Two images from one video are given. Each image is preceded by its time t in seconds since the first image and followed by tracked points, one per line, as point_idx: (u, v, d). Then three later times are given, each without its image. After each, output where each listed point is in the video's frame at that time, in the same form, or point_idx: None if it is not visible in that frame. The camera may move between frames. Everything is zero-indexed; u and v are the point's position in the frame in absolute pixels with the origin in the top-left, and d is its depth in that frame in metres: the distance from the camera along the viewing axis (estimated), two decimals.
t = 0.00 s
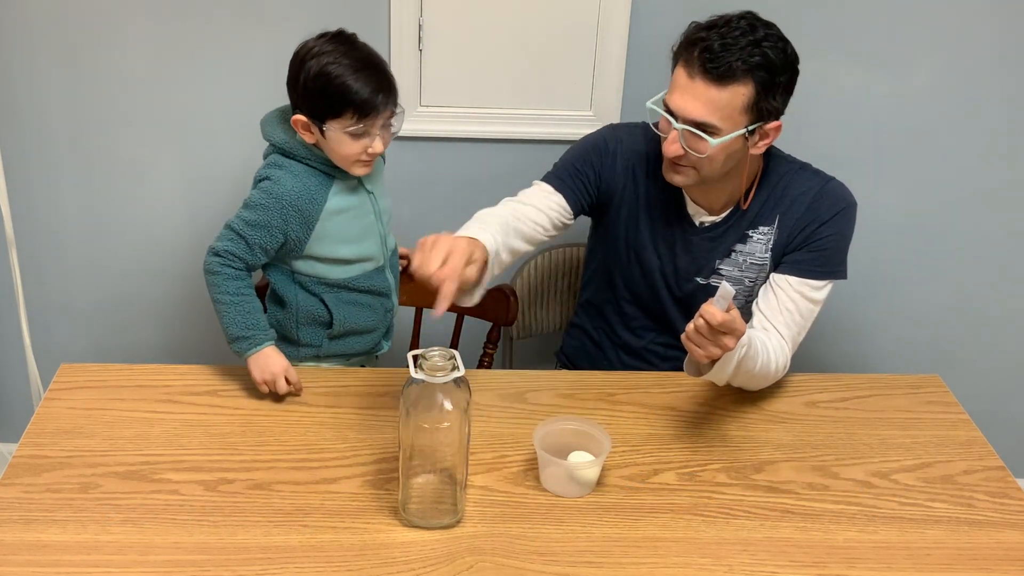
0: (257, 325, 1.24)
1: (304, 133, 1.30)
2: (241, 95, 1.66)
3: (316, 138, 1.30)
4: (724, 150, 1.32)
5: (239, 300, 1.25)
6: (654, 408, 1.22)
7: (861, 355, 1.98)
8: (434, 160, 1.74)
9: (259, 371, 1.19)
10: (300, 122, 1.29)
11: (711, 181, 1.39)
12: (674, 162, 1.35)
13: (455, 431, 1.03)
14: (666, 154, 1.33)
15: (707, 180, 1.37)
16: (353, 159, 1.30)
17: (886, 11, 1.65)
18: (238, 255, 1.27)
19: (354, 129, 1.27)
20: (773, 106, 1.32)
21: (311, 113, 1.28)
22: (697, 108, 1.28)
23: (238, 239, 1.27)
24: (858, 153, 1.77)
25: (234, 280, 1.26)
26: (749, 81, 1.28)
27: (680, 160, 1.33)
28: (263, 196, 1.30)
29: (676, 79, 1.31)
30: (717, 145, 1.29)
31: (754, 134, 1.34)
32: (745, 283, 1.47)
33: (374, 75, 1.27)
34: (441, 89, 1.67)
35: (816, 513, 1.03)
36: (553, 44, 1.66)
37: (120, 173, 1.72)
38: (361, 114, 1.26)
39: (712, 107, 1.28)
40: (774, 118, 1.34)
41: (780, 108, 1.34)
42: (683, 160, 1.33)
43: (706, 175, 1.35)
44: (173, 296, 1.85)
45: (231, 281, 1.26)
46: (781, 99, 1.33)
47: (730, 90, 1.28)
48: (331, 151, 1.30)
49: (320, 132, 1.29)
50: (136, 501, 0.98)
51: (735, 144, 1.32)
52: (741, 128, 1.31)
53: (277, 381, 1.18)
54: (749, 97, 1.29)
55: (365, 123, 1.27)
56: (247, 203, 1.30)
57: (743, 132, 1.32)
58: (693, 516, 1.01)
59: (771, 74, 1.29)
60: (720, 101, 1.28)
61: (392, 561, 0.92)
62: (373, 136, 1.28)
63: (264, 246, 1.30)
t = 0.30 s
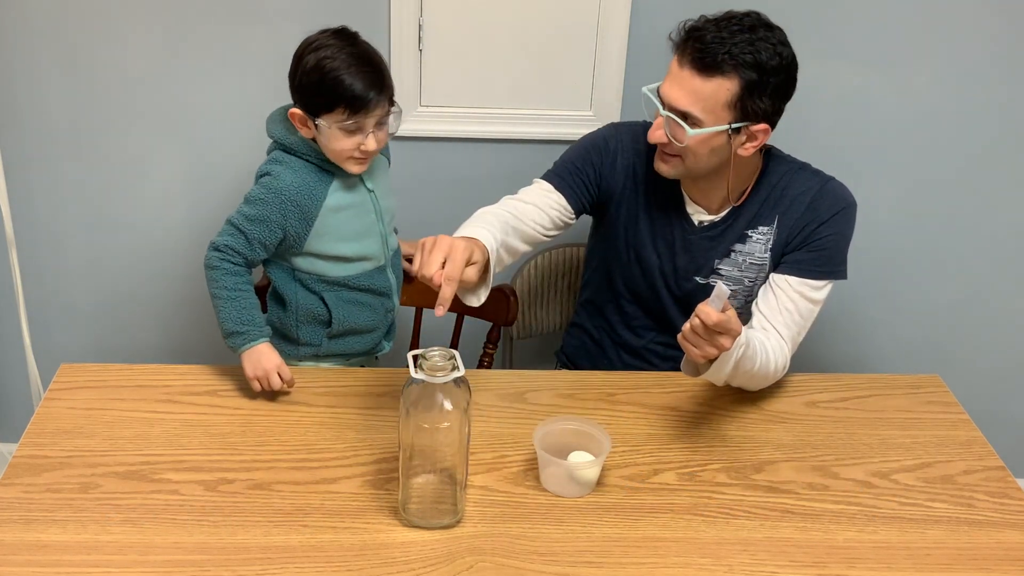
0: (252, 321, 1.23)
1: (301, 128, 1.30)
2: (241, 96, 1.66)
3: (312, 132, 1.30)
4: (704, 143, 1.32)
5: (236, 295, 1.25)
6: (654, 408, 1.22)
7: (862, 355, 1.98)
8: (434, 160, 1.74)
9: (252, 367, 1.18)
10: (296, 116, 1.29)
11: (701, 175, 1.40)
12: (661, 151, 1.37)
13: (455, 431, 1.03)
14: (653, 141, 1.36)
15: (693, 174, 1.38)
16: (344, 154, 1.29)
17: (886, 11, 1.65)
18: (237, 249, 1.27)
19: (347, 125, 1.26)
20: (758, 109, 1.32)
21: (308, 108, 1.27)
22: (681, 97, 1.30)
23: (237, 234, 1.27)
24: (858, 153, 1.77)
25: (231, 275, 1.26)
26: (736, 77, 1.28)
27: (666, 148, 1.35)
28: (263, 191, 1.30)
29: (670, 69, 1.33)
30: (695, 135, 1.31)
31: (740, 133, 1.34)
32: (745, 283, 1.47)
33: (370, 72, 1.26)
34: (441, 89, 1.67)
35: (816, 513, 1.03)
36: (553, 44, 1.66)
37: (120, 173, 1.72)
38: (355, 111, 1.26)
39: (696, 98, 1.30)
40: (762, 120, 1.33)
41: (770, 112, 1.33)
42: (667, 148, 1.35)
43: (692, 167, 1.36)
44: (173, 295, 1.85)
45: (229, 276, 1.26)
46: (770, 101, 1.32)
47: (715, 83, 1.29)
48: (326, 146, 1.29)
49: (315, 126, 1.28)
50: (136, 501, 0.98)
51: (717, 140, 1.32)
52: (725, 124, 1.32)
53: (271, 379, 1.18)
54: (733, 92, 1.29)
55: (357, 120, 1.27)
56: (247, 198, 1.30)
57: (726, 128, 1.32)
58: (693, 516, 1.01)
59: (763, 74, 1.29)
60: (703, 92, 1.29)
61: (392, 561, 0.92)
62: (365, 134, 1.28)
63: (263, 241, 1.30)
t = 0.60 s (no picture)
0: (271, 320, 1.23)
1: (330, 133, 1.31)
2: (241, 95, 1.66)
3: (342, 133, 1.32)
4: (703, 139, 1.32)
5: (251, 296, 1.24)
6: (654, 408, 1.22)
7: (862, 355, 1.98)
8: (434, 160, 1.74)
9: (276, 364, 1.18)
10: (326, 123, 1.30)
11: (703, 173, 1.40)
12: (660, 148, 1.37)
13: (455, 431, 1.03)
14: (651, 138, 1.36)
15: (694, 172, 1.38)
16: (387, 138, 1.34)
17: (886, 11, 1.65)
18: (249, 250, 1.25)
19: (384, 106, 1.31)
20: (756, 107, 1.31)
21: (338, 111, 1.29)
22: (679, 94, 1.31)
23: (248, 234, 1.26)
24: (858, 153, 1.77)
25: (245, 276, 1.24)
26: (734, 74, 1.28)
27: (663, 146, 1.36)
28: (274, 191, 1.29)
29: (670, 66, 1.34)
30: (691, 131, 1.31)
31: (737, 131, 1.34)
32: (745, 283, 1.47)
33: (375, 54, 1.30)
34: (441, 89, 1.67)
35: (816, 513, 1.03)
36: (553, 44, 1.66)
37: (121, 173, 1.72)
38: (387, 90, 1.31)
39: (693, 94, 1.30)
40: (760, 119, 1.33)
41: (768, 111, 1.33)
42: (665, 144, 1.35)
43: (689, 165, 1.36)
44: (173, 295, 1.85)
45: (243, 277, 1.24)
46: (768, 99, 1.32)
47: (712, 79, 1.29)
48: (366, 138, 1.32)
49: (349, 125, 1.31)
50: (136, 501, 0.98)
51: (715, 137, 1.32)
52: (722, 121, 1.32)
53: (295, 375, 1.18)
54: (730, 89, 1.29)
55: (390, 99, 1.32)
56: (256, 199, 1.29)
57: (723, 125, 1.32)
58: (693, 516, 1.01)
59: (761, 72, 1.29)
60: (701, 89, 1.30)
61: (392, 561, 0.92)
62: (397, 108, 1.34)
63: (276, 241, 1.29)
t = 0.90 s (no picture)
0: (278, 318, 1.22)
1: (333, 130, 1.31)
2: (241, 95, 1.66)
3: (344, 131, 1.32)
4: (702, 137, 1.32)
5: (257, 294, 1.23)
6: (653, 408, 1.22)
7: (862, 355, 1.98)
8: (434, 160, 1.74)
9: (287, 363, 1.18)
10: (329, 119, 1.30)
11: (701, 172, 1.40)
12: (660, 147, 1.37)
13: (455, 431, 1.03)
14: (651, 137, 1.36)
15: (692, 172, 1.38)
16: (388, 135, 1.34)
17: (886, 12, 1.65)
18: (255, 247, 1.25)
19: (387, 103, 1.32)
20: (756, 105, 1.31)
21: (341, 108, 1.29)
22: (678, 92, 1.31)
23: (254, 232, 1.25)
24: (859, 153, 1.77)
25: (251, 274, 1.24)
26: (733, 72, 1.28)
27: (664, 144, 1.36)
28: (278, 188, 1.28)
29: (669, 65, 1.34)
30: (690, 130, 1.31)
31: (737, 129, 1.34)
32: (745, 282, 1.47)
33: (376, 51, 1.30)
34: (441, 89, 1.67)
35: (816, 513, 1.03)
36: (553, 44, 1.66)
37: (121, 173, 1.72)
38: (390, 87, 1.31)
39: (692, 92, 1.30)
40: (760, 117, 1.33)
41: (767, 110, 1.33)
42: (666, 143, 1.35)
43: (689, 164, 1.36)
44: (173, 295, 1.84)
45: (250, 275, 1.24)
46: (768, 98, 1.32)
47: (712, 77, 1.29)
48: (369, 135, 1.33)
49: (352, 122, 1.31)
50: (135, 501, 0.98)
51: (715, 135, 1.32)
52: (721, 119, 1.32)
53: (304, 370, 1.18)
54: (730, 87, 1.29)
55: (393, 96, 1.32)
56: (259, 197, 1.28)
57: (722, 124, 1.32)
58: (693, 516, 1.01)
59: (761, 70, 1.29)
60: (700, 87, 1.30)
61: (392, 561, 0.92)
62: (399, 105, 1.34)
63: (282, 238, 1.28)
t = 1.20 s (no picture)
0: (287, 313, 1.23)
1: (347, 130, 1.32)
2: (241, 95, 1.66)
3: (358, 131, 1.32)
4: (697, 125, 1.32)
5: (266, 290, 1.25)
6: (654, 408, 1.22)
7: (862, 355, 1.98)
8: (434, 160, 1.74)
9: (294, 358, 1.19)
10: (342, 120, 1.31)
11: (695, 163, 1.40)
12: (657, 137, 1.37)
13: (455, 431, 1.03)
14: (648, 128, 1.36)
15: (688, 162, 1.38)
16: (400, 134, 1.35)
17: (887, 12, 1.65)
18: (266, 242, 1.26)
19: (398, 102, 1.32)
20: (750, 91, 1.31)
21: (353, 108, 1.30)
22: (674, 80, 1.31)
23: (267, 226, 1.26)
24: (859, 153, 1.77)
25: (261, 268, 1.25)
26: (728, 59, 1.29)
27: (660, 134, 1.36)
28: (295, 184, 1.29)
29: (663, 55, 1.34)
30: (686, 117, 1.31)
31: (733, 116, 1.34)
32: (738, 275, 1.46)
33: (386, 50, 1.30)
34: (441, 89, 1.66)
35: (816, 513, 1.03)
36: (553, 44, 1.66)
37: (121, 173, 1.72)
38: (401, 86, 1.32)
39: (688, 80, 1.30)
40: (755, 103, 1.33)
41: (761, 96, 1.33)
42: (661, 133, 1.35)
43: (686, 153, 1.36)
44: (174, 294, 1.84)
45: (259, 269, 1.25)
46: (762, 84, 1.32)
47: (706, 65, 1.29)
48: (381, 135, 1.33)
49: (364, 122, 1.31)
50: (135, 501, 0.98)
51: (710, 122, 1.32)
52: (717, 106, 1.32)
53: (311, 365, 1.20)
54: (724, 74, 1.29)
55: (404, 95, 1.32)
56: (275, 191, 1.29)
57: (718, 111, 1.32)
58: (693, 516, 1.01)
59: (756, 57, 1.29)
60: (696, 74, 1.30)
61: (392, 562, 0.92)
62: (411, 105, 1.34)
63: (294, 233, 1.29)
